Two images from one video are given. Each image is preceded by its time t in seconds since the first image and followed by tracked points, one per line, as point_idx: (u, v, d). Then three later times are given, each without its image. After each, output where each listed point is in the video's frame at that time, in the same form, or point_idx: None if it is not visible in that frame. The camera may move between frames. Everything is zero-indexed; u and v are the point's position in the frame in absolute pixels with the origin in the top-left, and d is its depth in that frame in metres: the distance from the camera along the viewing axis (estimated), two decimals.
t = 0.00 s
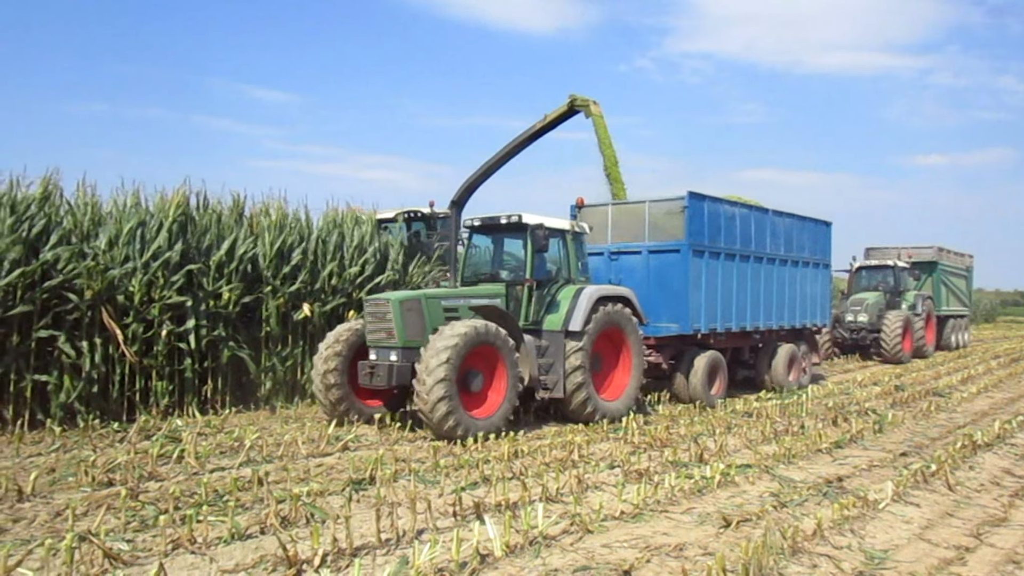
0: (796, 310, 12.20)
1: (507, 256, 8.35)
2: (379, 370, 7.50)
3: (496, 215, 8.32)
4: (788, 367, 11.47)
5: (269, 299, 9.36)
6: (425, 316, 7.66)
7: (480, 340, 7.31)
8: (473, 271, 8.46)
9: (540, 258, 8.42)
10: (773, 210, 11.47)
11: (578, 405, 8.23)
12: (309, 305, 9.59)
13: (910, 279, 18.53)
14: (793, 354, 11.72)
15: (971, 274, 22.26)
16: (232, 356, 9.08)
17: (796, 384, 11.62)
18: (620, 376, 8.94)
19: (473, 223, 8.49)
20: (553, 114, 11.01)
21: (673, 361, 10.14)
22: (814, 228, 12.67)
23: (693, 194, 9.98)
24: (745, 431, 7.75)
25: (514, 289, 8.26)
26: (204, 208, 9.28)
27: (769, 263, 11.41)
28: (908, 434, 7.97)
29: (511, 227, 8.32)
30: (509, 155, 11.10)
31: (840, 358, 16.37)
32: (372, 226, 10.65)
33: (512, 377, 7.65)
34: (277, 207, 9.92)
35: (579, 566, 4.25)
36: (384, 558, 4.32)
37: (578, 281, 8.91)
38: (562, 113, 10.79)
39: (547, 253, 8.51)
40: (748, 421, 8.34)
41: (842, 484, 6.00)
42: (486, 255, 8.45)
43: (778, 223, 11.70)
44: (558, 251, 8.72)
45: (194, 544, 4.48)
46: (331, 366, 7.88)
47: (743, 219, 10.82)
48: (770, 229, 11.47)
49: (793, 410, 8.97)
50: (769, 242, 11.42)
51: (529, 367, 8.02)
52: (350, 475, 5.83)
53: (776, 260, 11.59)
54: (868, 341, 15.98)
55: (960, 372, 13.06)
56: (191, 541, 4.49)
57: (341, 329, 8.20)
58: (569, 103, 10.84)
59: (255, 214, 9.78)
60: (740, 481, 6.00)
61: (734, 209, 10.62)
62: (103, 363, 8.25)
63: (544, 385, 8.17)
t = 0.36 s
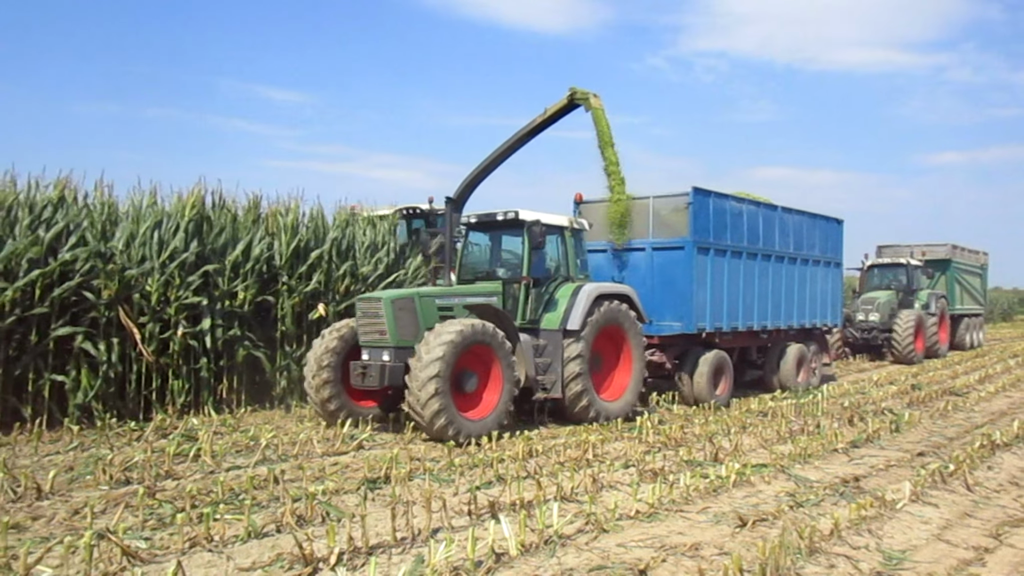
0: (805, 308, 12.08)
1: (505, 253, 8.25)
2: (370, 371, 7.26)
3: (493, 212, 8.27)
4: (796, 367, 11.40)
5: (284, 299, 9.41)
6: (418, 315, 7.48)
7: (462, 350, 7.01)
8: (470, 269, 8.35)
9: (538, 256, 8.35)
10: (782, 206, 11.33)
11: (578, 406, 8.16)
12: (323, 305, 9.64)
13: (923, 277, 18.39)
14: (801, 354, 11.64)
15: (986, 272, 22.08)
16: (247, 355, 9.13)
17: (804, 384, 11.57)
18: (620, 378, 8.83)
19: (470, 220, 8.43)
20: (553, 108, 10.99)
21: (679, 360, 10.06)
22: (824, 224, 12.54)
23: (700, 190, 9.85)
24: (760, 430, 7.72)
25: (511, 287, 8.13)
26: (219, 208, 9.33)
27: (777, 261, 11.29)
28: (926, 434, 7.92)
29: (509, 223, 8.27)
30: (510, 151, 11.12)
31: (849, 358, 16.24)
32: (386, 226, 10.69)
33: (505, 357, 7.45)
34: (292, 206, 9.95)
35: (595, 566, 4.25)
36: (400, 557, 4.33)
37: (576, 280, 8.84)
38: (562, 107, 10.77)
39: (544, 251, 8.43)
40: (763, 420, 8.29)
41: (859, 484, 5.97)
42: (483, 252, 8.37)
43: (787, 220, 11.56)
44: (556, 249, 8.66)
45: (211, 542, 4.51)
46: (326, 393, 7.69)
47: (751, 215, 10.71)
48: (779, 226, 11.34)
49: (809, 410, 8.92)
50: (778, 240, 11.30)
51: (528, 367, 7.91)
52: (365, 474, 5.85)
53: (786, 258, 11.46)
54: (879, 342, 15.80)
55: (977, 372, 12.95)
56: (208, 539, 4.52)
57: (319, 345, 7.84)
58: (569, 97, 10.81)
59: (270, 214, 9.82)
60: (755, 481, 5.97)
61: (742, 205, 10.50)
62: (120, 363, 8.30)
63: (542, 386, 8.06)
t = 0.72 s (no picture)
0: (811, 306, 11.93)
1: (500, 251, 8.11)
2: (359, 371, 7.22)
3: (487, 208, 8.05)
4: (802, 367, 11.31)
5: (298, 299, 9.46)
6: (408, 314, 7.43)
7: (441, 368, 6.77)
8: (465, 266, 8.19)
9: (533, 253, 8.17)
10: (787, 202, 11.20)
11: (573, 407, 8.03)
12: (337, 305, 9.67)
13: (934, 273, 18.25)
14: (808, 354, 11.56)
15: (999, 269, 21.90)
16: (261, 355, 9.16)
17: (811, 384, 11.44)
18: (619, 379, 8.69)
19: (464, 216, 8.23)
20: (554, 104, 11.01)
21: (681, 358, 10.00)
22: (829, 221, 12.40)
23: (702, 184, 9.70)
24: (774, 429, 7.68)
25: (505, 285, 7.99)
26: (232, 209, 9.36)
27: (782, 257, 11.16)
28: (942, 432, 7.86)
29: (504, 220, 8.07)
30: (510, 147, 11.12)
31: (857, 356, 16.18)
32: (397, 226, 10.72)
33: (489, 341, 7.23)
34: (305, 207, 9.97)
35: (609, 565, 4.24)
36: (414, 556, 4.33)
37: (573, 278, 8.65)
38: (562, 103, 10.76)
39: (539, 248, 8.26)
40: (777, 418, 8.25)
41: (874, 483, 5.93)
42: (478, 250, 8.21)
43: (792, 216, 11.42)
44: (552, 247, 8.48)
45: (226, 541, 4.52)
46: (320, 404, 7.61)
47: (755, 211, 10.57)
48: (784, 222, 11.20)
49: (823, 408, 8.88)
50: (783, 236, 11.17)
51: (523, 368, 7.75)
52: (379, 473, 5.86)
53: (791, 255, 11.34)
54: (888, 340, 15.66)
55: (993, 369, 12.85)
56: (223, 538, 4.53)
57: (300, 373, 7.66)
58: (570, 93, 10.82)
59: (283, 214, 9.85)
60: (770, 480, 5.95)
61: (746, 201, 10.36)
62: (134, 363, 8.35)
63: (536, 386, 7.90)
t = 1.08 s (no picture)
0: (815, 304, 11.82)
1: (495, 249, 8.06)
2: (346, 372, 7.00)
3: (481, 205, 7.99)
4: (808, 366, 11.21)
5: (310, 299, 9.48)
6: (396, 313, 7.22)
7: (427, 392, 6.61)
8: (459, 265, 8.16)
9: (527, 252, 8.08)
10: (790, 198, 11.10)
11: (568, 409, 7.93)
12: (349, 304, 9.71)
13: (945, 271, 18.12)
14: (813, 354, 11.47)
15: (1011, 267, 21.73)
16: (274, 355, 9.20)
17: (816, 383, 11.28)
18: (612, 381, 8.60)
19: (458, 215, 8.17)
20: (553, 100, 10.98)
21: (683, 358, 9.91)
22: (834, 218, 12.30)
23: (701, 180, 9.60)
24: (787, 428, 7.65)
25: (499, 284, 7.91)
26: (246, 209, 9.42)
27: (785, 254, 11.05)
28: (956, 432, 7.81)
29: (498, 218, 8.01)
30: (509, 143, 11.10)
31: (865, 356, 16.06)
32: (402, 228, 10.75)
33: (460, 334, 6.95)
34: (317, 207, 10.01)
35: (621, 564, 4.23)
36: (426, 555, 4.34)
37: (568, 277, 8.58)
38: (561, 98, 10.75)
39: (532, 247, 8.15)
40: (789, 418, 8.23)
41: (888, 483, 5.90)
42: (471, 248, 8.16)
43: (795, 212, 11.32)
44: (545, 245, 8.43)
45: (240, 540, 4.54)
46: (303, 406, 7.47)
47: (756, 206, 10.47)
48: (786, 219, 11.10)
49: (836, 408, 8.83)
50: (784, 232, 11.06)
51: (516, 369, 7.67)
52: (391, 473, 5.86)
53: (794, 251, 11.24)
54: (897, 339, 15.54)
55: (1007, 368, 12.75)
56: (237, 537, 4.55)
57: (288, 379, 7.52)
58: (569, 88, 10.79)
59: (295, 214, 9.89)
60: (783, 480, 5.92)
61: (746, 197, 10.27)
62: (148, 363, 8.40)
63: (530, 387, 7.83)
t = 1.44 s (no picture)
0: (821, 303, 11.68)
1: (485, 247, 7.86)
2: (329, 374, 6.87)
3: (470, 202, 7.81)
4: (812, 367, 11.07)
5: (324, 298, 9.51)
6: (380, 313, 7.18)
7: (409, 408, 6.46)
8: (448, 263, 7.93)
9: (519, 250, 7.93)
10: (794, 195, 10.95)
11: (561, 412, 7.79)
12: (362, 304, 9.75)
13: (955, 270, 17.98)
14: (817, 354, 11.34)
15: None
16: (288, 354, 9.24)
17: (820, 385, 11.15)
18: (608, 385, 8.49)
19: (447, 211, 7.98)
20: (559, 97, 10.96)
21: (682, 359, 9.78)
22: (839, 215, 12.15)
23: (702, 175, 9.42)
24: (800, 428, 7.62)
25: (488, 284, 7.75)
26: (259, 210, 9.46)
27: (790, 252, 10.90)
28: (971, 432, 7.75)
29: (488, 214, 7.83)
30: (512, 140, 11.09)
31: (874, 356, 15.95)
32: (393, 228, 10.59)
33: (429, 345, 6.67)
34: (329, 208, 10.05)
35: (634, 565, 4.23)
36: (439, 554, 4.35)
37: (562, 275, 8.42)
38: (567, 97, 10.72)
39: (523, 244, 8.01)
40: (803, 418, 8.19)
41: (903, 483, 5.87)
42: (461, 244, 7.95)
43: (799, 209, 11.16)
44: (538, 241, 8.27)
45: (255, 539, 4.57)
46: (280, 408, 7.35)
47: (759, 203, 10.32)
48: (790, 216, 10.95)
49: (850, 408, 8.79)
50: (789, 229, 10.91)
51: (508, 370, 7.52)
52: (403, 472, 5.87)
53: (799, 249, 11.09)
54: (908, 339, 15.37)
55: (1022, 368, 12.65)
56: (252, 536, 4.57)
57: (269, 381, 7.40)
58: (576, 86, 10.77)
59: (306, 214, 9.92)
60: (796, 480, 5.90)
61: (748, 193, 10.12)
62: (162, 363, 8.44)
63: (520, 389, 7.70)
